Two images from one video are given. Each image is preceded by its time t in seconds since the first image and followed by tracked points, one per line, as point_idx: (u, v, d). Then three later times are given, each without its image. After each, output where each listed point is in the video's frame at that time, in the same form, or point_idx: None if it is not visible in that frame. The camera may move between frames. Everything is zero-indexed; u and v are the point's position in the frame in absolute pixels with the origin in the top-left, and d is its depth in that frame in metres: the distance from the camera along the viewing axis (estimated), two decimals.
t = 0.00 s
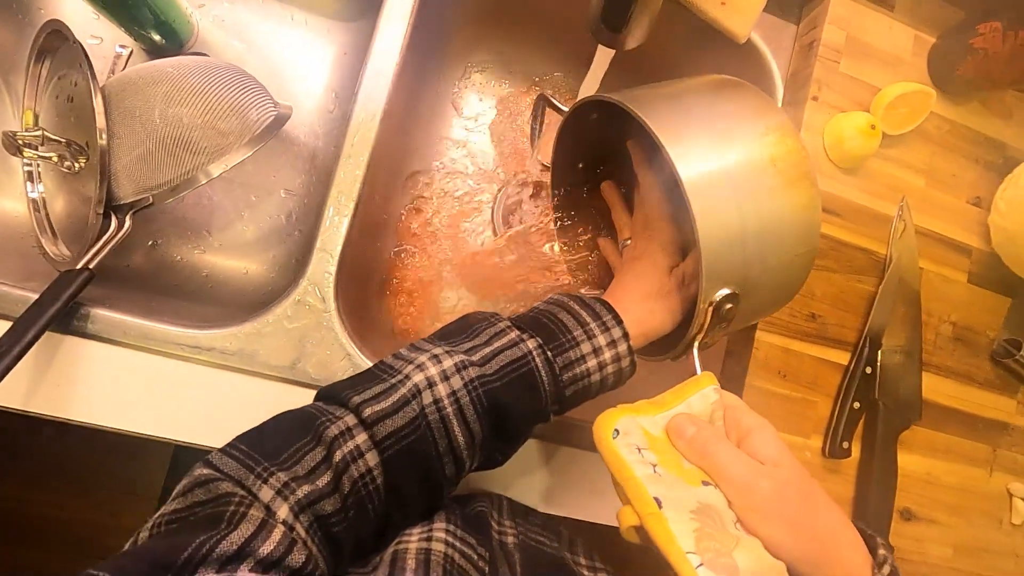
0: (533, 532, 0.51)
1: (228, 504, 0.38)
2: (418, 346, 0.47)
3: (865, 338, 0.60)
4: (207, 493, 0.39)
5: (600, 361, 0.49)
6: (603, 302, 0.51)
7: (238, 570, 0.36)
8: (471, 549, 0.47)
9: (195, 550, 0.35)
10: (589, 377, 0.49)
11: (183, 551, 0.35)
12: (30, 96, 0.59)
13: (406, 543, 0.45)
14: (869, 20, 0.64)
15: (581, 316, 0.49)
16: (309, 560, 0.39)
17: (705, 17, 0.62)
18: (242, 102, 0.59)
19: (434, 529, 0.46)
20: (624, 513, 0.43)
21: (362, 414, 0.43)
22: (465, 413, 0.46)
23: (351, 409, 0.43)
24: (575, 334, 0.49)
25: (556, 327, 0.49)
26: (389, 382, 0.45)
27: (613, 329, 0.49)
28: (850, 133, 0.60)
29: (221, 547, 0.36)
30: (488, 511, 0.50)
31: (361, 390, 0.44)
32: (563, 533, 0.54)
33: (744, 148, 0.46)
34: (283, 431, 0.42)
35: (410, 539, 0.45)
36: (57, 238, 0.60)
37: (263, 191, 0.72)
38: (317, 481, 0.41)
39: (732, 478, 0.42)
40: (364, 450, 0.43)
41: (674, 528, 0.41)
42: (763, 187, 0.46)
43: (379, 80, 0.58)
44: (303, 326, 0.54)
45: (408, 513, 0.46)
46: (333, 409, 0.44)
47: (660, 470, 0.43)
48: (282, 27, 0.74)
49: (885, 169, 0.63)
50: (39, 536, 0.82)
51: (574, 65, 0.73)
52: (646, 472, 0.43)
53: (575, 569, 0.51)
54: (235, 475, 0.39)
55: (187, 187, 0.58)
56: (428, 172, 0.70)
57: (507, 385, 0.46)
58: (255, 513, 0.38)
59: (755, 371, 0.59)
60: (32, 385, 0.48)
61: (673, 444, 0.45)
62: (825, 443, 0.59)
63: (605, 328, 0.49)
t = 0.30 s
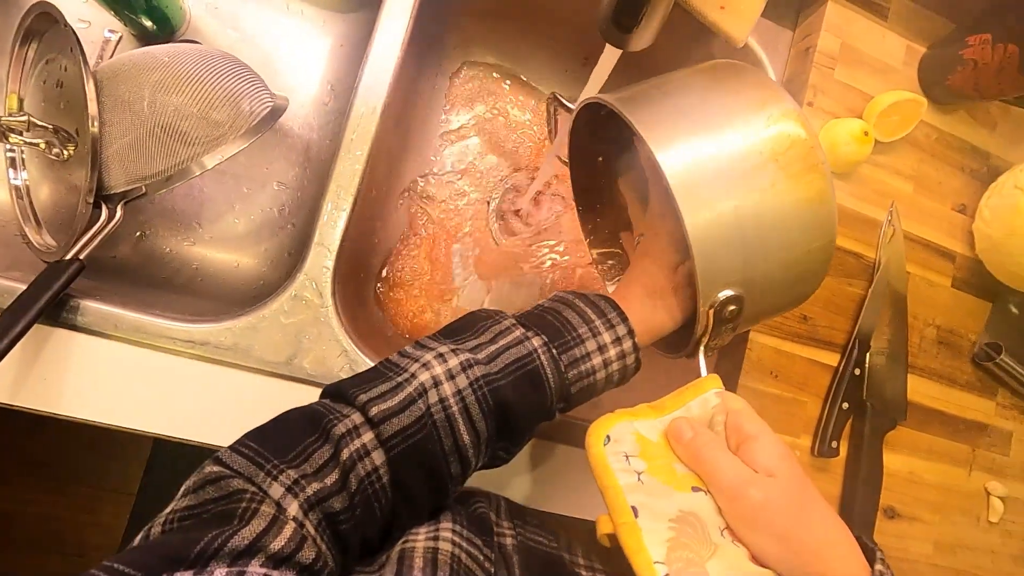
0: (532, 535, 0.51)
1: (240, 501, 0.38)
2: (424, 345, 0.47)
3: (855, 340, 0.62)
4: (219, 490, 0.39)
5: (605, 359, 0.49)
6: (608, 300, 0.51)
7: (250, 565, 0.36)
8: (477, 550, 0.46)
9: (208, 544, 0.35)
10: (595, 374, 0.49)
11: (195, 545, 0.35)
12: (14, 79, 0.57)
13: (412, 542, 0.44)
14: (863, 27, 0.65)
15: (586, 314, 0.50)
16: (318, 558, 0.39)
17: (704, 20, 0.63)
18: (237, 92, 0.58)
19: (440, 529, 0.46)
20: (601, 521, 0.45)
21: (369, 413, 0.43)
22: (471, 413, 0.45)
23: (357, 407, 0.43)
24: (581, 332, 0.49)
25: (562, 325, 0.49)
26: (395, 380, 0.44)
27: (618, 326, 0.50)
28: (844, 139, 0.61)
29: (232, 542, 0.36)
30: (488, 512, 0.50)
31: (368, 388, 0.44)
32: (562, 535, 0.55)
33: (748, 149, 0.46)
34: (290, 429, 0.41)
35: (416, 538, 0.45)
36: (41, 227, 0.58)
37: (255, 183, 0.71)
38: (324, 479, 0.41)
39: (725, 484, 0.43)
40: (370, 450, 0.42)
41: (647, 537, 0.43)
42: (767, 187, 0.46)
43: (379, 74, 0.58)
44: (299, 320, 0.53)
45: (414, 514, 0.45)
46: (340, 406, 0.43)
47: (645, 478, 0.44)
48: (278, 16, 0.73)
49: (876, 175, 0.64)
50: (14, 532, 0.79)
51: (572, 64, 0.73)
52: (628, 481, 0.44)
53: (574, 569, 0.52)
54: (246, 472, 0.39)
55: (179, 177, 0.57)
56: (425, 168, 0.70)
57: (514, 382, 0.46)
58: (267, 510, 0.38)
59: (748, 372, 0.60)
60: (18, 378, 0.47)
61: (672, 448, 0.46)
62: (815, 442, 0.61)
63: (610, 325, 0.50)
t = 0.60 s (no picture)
0: (531, 535, 0.51)
1: (244, 501, 0.37)
2: (427, 347, 0.47)
3: (858, 342, 0.62)
4: (222, 490, 0.38)
5: (607, 361, 0.49)
6: (610, 303, 0.52)
7: (253, 565, 0.35)
8: (479, 551, 0.46)
9: (212, 543, 0.35)
10: (597, 377, 0.49)
11: (199, 544, 0.34)
12: (17, 77, 0.57)
13: (415, 542, 0.44)
14: (867, 29, 0.65)
15: (588, 316, 0.50)
16: (321, 558, 0.38)
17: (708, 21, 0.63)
18: (241, 91, 0.58)
19: (442, 530, 0.46)
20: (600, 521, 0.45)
21: (373, 414, 0.43)
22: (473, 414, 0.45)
23: (361, 408, 0.43)
24: (584, 334, 0.49)
25: (565, 327, 0.49)
26: (399, 381, 0.44)
27: (620, 329, 0.50)
28: (848, 141, 0.61)
29: (236, 542, 0.35)
30: (489, 513, 0.50)
31: (372, 389, 0.43)
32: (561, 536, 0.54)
33: (753, 151, 0.46)
34: (294, 428, 0.41)
35: (418, 538, 0.45)
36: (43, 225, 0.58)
37: (258, 182, 0.70)
38: (328, 479, 0.40)
39: (724, 485, 0.43)
40: (373, 450, 0.42)
41: (644, 537, 0.43)
42: (771, 189, 0.46)
43: (383, 74, 0.58)
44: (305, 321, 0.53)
45: (416, 515, 0.45)
46: (343, 407, 0.43)
47: (643, 479, 0.45)
48: (280, 14, 0.73)
49: (879, 177, 0.65)
50: (16, 532, 0.79)
51: (575, 64, 0.73)
52: (627, 480, 0.45)
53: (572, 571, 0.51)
54: (249, 471, 0.39)
55: (184, 177, 0.57)
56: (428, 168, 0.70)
57: (517, 383, 0.46)
58: (271, 510, 0.37)
59: (750, 374, 0.60)
60: (21, 378, 0.47)
61: (672, 449, 0.46)
62: (816, 443, 0.61)
63: (612, 327, 0.50)
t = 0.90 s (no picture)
0: (533, 535, 0.50)
1: (209, 504, 0.37)
2: (387, 326, 0.45)
3: (892, 363, 0.60)
4: (186, 496, 0.38)
5: (580, 323, 0.46)
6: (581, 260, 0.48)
7: (222, 567, 0.35)
8: (460, 553, 0.45)
9: (176, 551, 0.35)
10: (571, 340, 0.46)
11: (165, 552, 0.35)
12: (70, 104, 0.60)
13: (398, 539, 0.44)
14: (900, 41, 0.63)
15: (560, 276, 0.46)
16: (293, 555, 0.38)
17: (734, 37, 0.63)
18: (274, 113, 0.60)
19: (425, 529, 0.45)
20: (714, 449, 0.36)
21: (333, 406, 0.42)
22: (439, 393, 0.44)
23: (320, 400, 0.42)
24: (554, 296, 0.46)
25: (533, 292, 0.46)
26: (358, 368, 0.43)
27: (592, 288, 0.47)
28: (880, 157, 0.59)
29: (202, 546, 0.36)
30: (488, 511, 0.50)
31: (329, 379, 0.42)
32: (564, 539, 0.52)
33: (766, 176, 0.50)
34: (254, 426, 0.41)
35: (402, 534, 0.44)
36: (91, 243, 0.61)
37: (290, 200, 0.73)
38: (293, 476, 0.40)
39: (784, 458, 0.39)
40: (336, 442, 0.42)
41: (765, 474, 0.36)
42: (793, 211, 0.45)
43: (410, 96, 0.59)
44: (333, 338, 0.54)
45: (390, 500, 0.45)
46: (303, 400, 0.42)
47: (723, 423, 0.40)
48: (313, 38, 0.75)
49: (914, 193, 0.63)
50: (58, 534, 0.83)
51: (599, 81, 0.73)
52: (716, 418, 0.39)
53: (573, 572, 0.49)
54: (212, 474, 0.39)
55: (221, 198, 0.60)
56: (453, 185, 0.71)
57: (484, 356, 0.44)
58: (237, 510, 0.38)
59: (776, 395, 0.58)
60: (66, 390, 0.49)
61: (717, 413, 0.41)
62: (847, 466, 0.59)
63: (583, 287, 0.46)
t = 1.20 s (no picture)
0: (540, 546, 0.52)
1: (140, 541, 0.43)
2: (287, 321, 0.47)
3: (953, 404, 0.55)
4: (120, 538, 0.43)
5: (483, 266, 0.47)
6: (470, 199, 0.49)
7: None
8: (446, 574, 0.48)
9: None
10: (483, 286, 0.48)
11: None
12: (126, 157, 0.64)
13: (379, 566, 0.47)
14: (958, 55, 0.59)
15: (453, 227, 0.48)
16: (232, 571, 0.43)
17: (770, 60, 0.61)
18: (306, 158, 0.63)
19: (405, 558, 0.48)
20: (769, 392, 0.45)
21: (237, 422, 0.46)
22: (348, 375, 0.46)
23: (227, 419, 0.46)
24: (450, 249, 0.47)
25: (429, 252, 0.47)
26: (258, 377, 0.46)
27: (489, 223, 0.48)
28: (936, 182, 0.55)
29: None
30: (490, 533, 0.52)
31: (230, 397, 0.46)
32: (576, 551, 0.53)
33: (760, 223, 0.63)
34: (175, 459, 0.45)
35: (382, 560, 0.48)
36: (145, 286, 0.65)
37: (327, 237, 0.75)
38: (219, 499, 0.45)
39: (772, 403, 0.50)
40: (252, 457, 0.45)
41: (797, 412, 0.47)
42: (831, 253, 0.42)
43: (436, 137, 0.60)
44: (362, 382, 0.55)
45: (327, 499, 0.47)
46: (214, 422, 0.46)
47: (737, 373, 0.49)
48: (347, 77, 0.77)
49: (976, 218, 0.58)
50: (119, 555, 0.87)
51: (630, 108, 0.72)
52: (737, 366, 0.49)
53: None
54: (137, 511, 0.44)
55: (257, 244, 0.62)
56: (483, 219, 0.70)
57: (382, 333, 0.46)
58: (168, 539, 0.43)
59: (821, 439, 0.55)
60: (117, 435, 0.52)
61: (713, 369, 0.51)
62: (907, 519, 0.54)
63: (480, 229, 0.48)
